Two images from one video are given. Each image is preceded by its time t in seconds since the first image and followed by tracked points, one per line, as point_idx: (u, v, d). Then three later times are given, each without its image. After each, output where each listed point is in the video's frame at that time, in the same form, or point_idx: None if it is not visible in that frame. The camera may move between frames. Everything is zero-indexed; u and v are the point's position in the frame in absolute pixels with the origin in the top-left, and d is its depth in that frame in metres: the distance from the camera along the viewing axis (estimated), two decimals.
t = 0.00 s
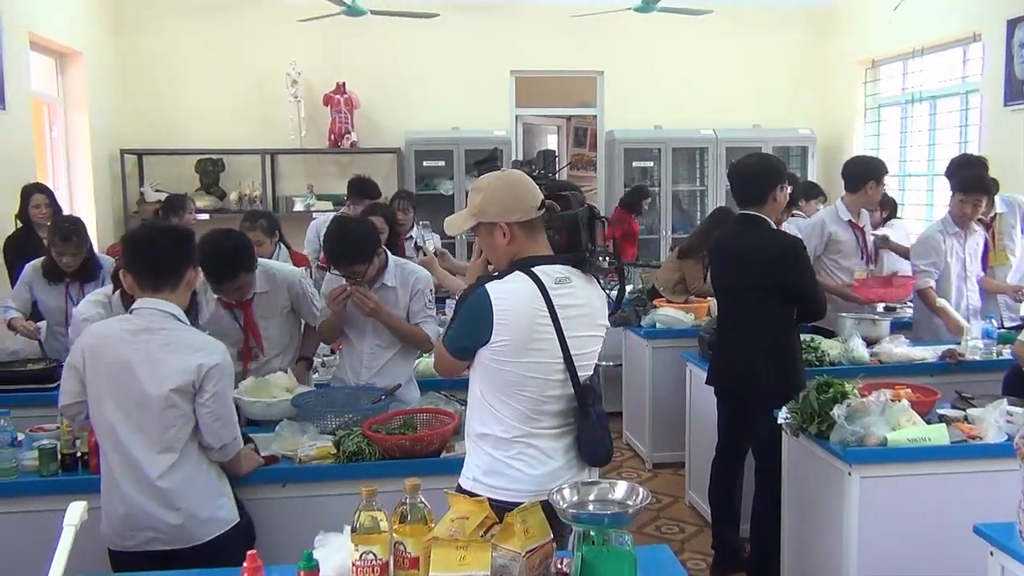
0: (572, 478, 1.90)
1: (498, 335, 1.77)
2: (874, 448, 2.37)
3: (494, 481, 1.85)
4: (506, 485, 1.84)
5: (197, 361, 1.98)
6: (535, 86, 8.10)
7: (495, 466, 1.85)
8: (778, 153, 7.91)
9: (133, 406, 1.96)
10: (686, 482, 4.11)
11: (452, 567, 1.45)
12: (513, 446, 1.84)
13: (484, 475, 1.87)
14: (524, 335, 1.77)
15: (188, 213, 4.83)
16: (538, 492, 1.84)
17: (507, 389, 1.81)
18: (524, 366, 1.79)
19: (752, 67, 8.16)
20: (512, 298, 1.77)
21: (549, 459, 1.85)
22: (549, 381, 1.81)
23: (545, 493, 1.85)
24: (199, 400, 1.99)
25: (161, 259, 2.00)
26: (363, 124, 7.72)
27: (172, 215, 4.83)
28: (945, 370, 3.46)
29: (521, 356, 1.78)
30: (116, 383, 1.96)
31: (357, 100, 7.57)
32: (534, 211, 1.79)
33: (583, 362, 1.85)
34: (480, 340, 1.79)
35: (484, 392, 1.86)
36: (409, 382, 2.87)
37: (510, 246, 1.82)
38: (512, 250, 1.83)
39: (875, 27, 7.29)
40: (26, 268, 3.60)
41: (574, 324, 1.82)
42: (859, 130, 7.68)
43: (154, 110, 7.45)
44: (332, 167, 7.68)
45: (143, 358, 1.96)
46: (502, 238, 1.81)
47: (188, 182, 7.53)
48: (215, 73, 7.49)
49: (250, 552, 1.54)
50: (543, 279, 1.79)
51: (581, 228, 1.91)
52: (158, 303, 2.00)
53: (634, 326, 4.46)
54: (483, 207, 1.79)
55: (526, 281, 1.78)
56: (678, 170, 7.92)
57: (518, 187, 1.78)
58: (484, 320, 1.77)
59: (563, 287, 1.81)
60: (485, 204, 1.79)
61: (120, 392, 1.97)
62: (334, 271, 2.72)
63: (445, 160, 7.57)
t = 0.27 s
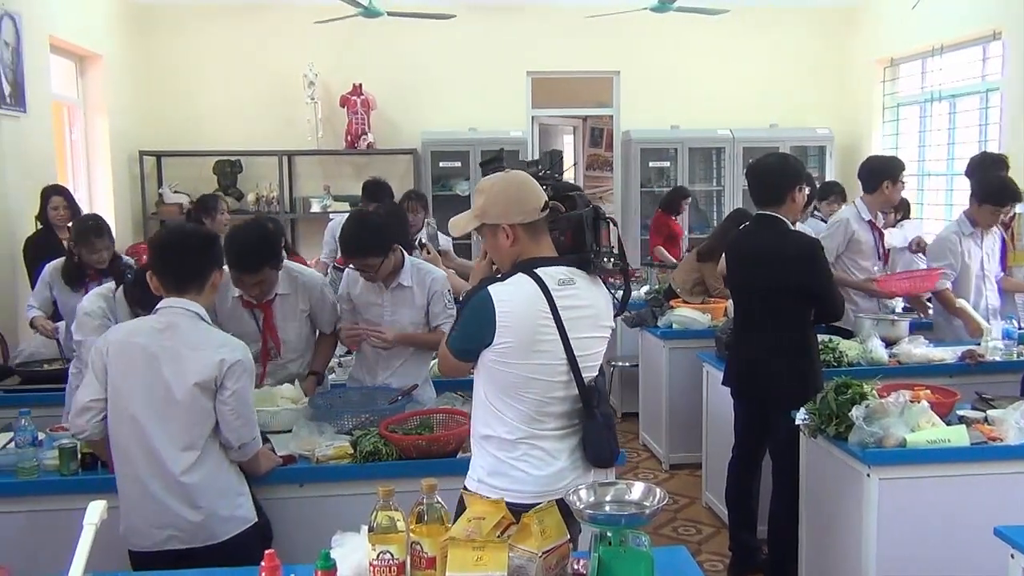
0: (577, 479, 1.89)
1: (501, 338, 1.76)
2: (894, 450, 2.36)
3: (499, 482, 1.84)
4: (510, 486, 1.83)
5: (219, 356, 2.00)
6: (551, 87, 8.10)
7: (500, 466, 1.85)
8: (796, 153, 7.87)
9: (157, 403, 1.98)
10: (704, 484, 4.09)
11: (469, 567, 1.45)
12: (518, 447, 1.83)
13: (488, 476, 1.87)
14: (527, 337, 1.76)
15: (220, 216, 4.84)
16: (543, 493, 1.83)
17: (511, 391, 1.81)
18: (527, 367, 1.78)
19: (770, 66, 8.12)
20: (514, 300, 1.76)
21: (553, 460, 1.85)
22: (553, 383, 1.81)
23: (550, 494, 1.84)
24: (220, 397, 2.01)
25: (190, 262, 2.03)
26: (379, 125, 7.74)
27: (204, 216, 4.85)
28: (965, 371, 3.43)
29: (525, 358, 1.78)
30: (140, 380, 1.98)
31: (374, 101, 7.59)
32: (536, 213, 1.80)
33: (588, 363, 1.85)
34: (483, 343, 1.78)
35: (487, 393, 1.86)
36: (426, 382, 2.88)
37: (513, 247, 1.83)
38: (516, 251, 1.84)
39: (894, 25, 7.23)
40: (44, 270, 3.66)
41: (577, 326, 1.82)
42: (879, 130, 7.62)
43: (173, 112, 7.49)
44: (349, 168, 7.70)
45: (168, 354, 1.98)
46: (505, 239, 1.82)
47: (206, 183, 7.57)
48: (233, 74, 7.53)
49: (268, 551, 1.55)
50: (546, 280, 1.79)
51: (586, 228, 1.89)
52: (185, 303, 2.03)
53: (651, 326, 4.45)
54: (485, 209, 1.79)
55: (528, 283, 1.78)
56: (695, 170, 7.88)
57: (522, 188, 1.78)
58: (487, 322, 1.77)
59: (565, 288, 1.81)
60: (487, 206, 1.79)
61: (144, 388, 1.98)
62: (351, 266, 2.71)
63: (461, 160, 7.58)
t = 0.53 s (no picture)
0: (568, 483, 1.82)
1: (492, 341, 1.70)
2: (908, 451, 2.35)
3: (488, 486, 1.78)
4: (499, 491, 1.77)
5: (234, 356, 2.01)
6: (563, 87, 8.09)
7: (488, 471, 1.78)
8: (809, 153, 7.85)
9: (173, 402, 1.99)
10: (716, 484, 4.08)
11: (481, 566, 1.45)
12: (507, 452, 1.76)
13: (477, 481, 1.80)
14: (517, 341, 1.70)
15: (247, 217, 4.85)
16: (531, 498, 1.76)
17: (500, 395, 1.74)
18: (517, 372, 1.71)
19: (782, 65, 8.09)
20: (505, 303, 1.70)
21: (544, 464, 1.78)
22: (544, 386, 1.74)
23: (539, 499, 1.77)
24: (234, 397, 2.02)
25: (212, 261, 2.04)
26: (392, 125, 7.75)
27: (224, 216, 4.88)
28: (980, 372, 3.41)
29: (514, 361, 1.71)
30: (157, 380, 1.99)
31: (387, 101, 7.61)
32: (528, 217, 1.74)
33: (579, 368, 1.78)
34: (473, 346, 1.71)
35: (477, 396, 1.79)
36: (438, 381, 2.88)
37: (505, 251, 1.77)
38: (508, 255, 1.77)
39: (908, 25, 7.21)
40: (60, 271, 3.70)
41: (569, 331, 1.75)
42: (892, 129, 7.59)
43: (187, 112, 7.53)
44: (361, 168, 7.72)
45: (184, 354, 1.99)
46: (496, 243, 1.76)
47: (219, 184, 7.61)
48: (246, 75, 7.56)
49: (281, 550, 1.56)
50: (536, 284, 1.73)
51: (579, 230, 1.80)
52: (202, 302, 2.04)
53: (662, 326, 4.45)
54: (477, 211, 1.74)
55: (519, 286, 1.72)
56: (707, 169, 7.87)
57: (512, 190, 1.73)
58: (477, 325, 1.70)
59: (556, 292, 1.74)
60: (478, 208, 1.74)
61: (161, 387, 1.99)
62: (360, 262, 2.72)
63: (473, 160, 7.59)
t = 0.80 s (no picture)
0: (532, 488, 1.84)
1: (464, 347, 1.70)
2: (926, 453, 2.33)
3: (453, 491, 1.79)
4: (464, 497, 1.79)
5: (260, 349, 2.02)
6: (579, 87, 8.08)
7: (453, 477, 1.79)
8: (826, 153, 7.81)
9: (199, 397, 2.01)
10: (732, 485, 4.06)
11: (496, 566, 1.45)
12: (473, 458, 1.78)
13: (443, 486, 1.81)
14: (488, 348, 1.70)
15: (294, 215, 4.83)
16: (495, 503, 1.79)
17: (468, 401, 1.75)
18: (486, 379, 1.72)
19: (799, 65, 8.05)
20: (478, 309, 1.69)
21: (508, 470, 1.80)
22: (511, 394, 1.75)
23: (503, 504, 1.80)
24: (258, 391, 2.03)
25: (236, 259, 2.04)
26: (407, 125, 7.77)
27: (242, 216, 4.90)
28: (1000, 374, 3.38)
29: (483, 368, 1.71)
30: (182, 375, 2.01)
31: (403, 101, 7.62)
32: (506, 223, 1.71)
33: (545, 374, 1.79)
34: (444, 352, 1.71)
35: (445, 400, 1.79)
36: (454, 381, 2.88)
37: (479, 254, 1.75)
38: (483, 259, 1.75)
39: (926, 24, 7.17)
40: (81, 270, 3.71)
41: (540, 337, 1.76)
42: (910, 129, 7.55)
43: (204, 113, 7.58)
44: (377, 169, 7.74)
45: (209, 349, 2.01)
46: (471, 245, 1.74)
47: (236, 184, 7.64)
48: (262, 76, 7.59)
49: (297, 550, 1.56)
50: (510, 289, 1.73)
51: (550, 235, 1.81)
52: (226, 297, 2.05)
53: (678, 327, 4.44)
54: (455, 211, 1.71)
55: (493, 291, 1.72)
56: (723, 170, 7.84)
57: (490, 194, 1.70)
58: (450, 330, 1.69)
59: (529, 298, 1.75)
60: (456, 208, 1.70)
61: (186, 383, 2.01)
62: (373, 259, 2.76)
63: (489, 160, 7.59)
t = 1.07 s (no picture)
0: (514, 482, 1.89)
1: (455, 342, 1.71)
2: (942, 453, 2.32)
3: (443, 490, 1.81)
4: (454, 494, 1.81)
5: (289, 343, 2.05)
6: (592, 86, 8.07)
7: (445, 477, 1.81)
8: (841, 152, 7.77)
9: (235, 393, 2.03)
10: (747, 486, 4.05)
11: (509, 566, 1.45)
12: (461, 455, 1.80)
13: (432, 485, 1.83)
14: (478, 343, 1.72)
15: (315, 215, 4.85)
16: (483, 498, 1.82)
17: (456, 397, 1.76)
18: (475, 374, 1.74)
19: (814, 64, 8.01)
20: (468, 303, 1.71)
21: (494, 464, 1.83)
22: (498, 389, 1.78)
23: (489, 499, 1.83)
24: (290, 384, 2.05)
25: (255, 254, 2.05)
26: (420, 125, 7.77)
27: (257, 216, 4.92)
28: (1017, 374, 3.35)
29: (473, 363, 1.73)
30: (216, 371, 2.03)
31: (416, 101, 7.63)
32: (492, 217, 1.73)
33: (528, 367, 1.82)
34: (434, 347, 1.71)
35: (429, 397, 1.80)
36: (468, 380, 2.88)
37: (461, 245, 1.76)
38: (465, 250, 1.77)
39: (942, 22, 7.12)
40: (99, 270, 3.74)
41: (523, 329, 1.79)
42: (926, 128, 7.50)
43: (219, 114, 7.61)
44: (391, 169, 7.75)
45: (240, 344, 2.03)
46: (454, 236, 1.75)
47: (251, 184, 7.67)
48: (277, 76, 7.62)
49: (311, 548, 1.56)
50: (494, 281, 1.75)
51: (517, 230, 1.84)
52: (252, 294, 2.07)
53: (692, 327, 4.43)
54: (442, 201, 1.72)
55: (478, 283, 1.73)
56: (737, 169, 7.81)
57: (479, 189, 1.71)
58: (439, 326, 1.70)
59: (512, 290, 1.77)
60: (444, 198, 1.71)
61: (219, 379, 2.03)
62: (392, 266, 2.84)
63: (502, 161, 7.59)
